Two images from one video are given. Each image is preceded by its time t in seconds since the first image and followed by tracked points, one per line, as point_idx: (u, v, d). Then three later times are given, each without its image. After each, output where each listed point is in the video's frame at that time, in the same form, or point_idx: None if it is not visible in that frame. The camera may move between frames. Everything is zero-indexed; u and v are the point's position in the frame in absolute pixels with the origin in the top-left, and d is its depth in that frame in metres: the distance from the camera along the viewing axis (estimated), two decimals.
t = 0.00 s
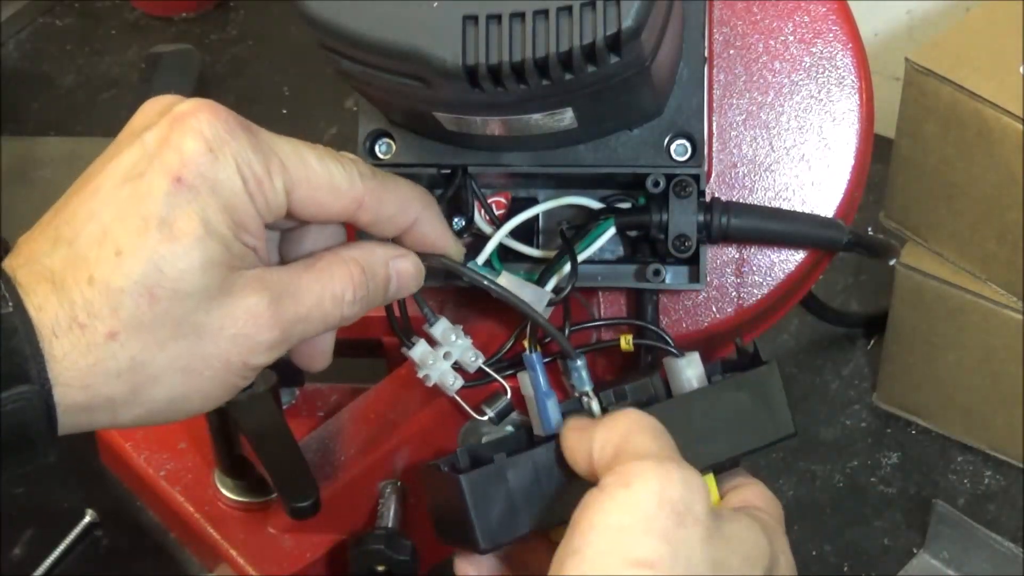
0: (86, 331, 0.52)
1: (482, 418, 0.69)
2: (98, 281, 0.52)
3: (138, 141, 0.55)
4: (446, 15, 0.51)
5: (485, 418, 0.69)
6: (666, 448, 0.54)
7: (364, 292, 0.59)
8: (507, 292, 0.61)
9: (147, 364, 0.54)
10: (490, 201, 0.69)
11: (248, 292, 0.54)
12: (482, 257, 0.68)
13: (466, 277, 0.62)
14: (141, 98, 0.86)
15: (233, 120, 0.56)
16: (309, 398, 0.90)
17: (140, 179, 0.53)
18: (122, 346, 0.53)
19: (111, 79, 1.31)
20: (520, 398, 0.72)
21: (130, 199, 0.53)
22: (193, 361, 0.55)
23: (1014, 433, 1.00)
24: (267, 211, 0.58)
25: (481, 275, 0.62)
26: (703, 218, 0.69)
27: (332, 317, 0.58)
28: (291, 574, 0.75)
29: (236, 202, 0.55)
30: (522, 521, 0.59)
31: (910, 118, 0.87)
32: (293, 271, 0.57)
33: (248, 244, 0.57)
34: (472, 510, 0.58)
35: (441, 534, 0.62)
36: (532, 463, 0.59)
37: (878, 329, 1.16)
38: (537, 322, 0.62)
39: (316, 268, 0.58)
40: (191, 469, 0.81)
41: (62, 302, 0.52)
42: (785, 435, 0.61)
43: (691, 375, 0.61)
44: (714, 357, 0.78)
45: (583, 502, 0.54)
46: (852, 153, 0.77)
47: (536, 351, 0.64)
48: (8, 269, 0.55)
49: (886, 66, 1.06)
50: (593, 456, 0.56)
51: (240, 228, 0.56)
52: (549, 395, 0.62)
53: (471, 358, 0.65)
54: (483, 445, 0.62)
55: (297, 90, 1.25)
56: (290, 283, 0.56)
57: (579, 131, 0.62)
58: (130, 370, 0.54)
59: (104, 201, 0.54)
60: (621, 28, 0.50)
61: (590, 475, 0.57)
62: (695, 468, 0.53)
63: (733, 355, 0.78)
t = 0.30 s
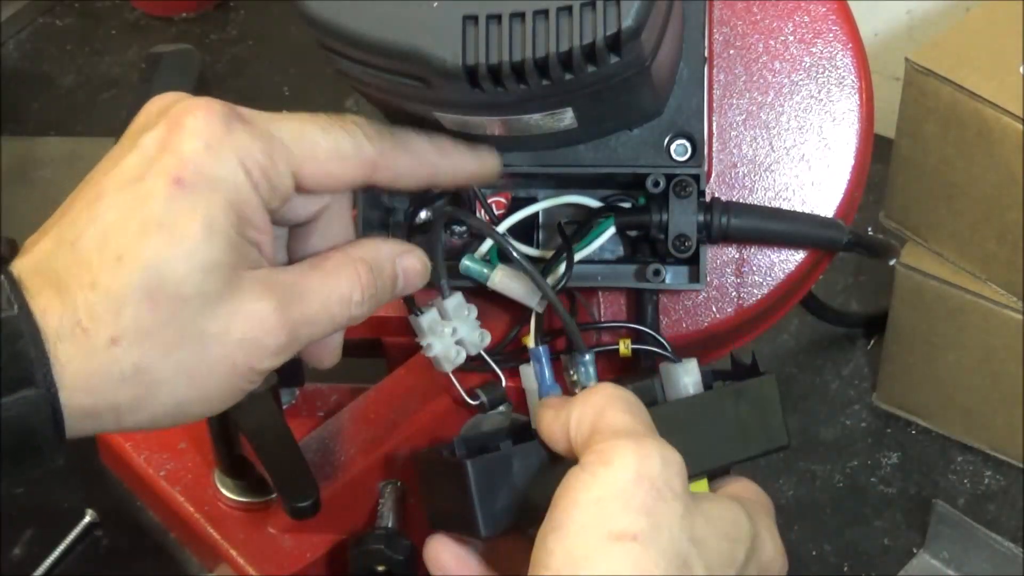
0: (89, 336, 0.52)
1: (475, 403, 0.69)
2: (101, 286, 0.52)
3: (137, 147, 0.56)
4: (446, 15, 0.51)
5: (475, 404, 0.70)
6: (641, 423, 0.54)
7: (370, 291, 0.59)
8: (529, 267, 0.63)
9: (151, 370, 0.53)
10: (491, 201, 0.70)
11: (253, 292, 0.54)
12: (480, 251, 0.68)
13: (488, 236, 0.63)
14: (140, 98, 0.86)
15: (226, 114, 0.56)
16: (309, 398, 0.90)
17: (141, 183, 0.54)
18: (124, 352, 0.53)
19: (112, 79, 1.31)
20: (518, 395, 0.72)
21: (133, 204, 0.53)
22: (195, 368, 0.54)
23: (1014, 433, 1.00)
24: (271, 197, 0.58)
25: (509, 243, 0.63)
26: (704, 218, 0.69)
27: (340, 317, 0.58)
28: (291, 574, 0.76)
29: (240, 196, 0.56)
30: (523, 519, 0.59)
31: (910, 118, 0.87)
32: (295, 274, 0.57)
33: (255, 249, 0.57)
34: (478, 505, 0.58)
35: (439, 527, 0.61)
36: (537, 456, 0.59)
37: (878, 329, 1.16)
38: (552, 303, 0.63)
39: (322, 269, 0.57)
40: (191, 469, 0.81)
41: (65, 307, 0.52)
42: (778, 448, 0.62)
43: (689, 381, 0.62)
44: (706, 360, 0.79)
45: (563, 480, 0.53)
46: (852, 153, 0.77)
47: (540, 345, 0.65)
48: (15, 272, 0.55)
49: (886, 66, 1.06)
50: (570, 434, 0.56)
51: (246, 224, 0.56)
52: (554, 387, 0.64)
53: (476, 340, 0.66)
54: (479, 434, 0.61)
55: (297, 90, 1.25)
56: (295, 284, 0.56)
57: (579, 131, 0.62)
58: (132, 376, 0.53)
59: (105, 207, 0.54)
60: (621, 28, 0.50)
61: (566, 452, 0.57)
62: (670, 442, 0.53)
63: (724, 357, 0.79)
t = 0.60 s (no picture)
0: (105, 445, 0.51)
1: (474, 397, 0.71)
2: (125, 397, 0.51)
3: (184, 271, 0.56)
4: (446, 15, 0.51)
5: (474, 398, 0.71)
6: (677, 445, 0.54)
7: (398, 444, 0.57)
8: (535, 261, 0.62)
9: (156, 488, 0.52)
10: (490, 201, 0.69)
11: (265, 436, 0.53)
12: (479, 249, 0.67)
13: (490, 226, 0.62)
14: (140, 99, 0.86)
15: (276, 250, 0.57)
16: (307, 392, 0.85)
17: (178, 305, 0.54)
18: (133, 464, 0.51)
19: (111, 79, 1.31)
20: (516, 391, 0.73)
21: (167, 326, 0.53)
22: (200, 496, 0.53)
23: (1014, 434, 0.99)
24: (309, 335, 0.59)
25: (512, 234, 0.62)
26: (704, 218, 0.68)
27: (362, 465, 0.56)
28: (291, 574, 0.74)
29: (275, 326, 0.55)
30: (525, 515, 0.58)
31: (910, 117, 0.87)
32: (329, 423, 0.56)
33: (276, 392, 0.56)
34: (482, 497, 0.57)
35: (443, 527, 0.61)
36: (539, 448, 0.59)
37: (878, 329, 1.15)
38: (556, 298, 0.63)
39: (352, 416, 0.57)
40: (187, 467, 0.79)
41: (88, 415, 0.51)
42: (776, 445, 0.63)
43: (685, 378, 0.62)
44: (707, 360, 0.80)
45: (589, 494, 0.53)
46: (852, 153, 0.77)
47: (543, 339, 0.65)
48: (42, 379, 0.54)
49: (885, 66, 1.06)
50: (603, 445, 0.55)
51: (274, 359, 0.56)
52: (554, 381, 0.63)
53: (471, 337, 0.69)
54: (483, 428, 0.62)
55: (297, 90, 1.25)
56: (313, 431, 0.55)
57: (579, 131, 0.62)
58: (137, 489, 0.52)
59: (145, 324, 0.53)
60: (621, 28, 0.50)
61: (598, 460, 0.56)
62: (702, 467, 0.53)
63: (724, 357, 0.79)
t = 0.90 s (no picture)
0: (107, 431, 0.51)
1: (469, 396, 0.71)
2: (132, 384, 0.51)
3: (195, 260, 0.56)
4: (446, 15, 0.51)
5: (469, 398, 0.71)
6: (680, 452, 0.54)
7: (407, 488, 0.53)
8: (531, 265, 0.62)
9: (150, 487, 0.51)
10: (490, 201, 0.70)
11: (270, 431, 0.52)
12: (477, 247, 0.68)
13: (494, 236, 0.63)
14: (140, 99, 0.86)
15: (287, 236, 0.57)
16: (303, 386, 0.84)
17: (188, 293, 0.54)
18: (135, 448, 0.51)
19: (111, 79, 1.31)
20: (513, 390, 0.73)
21: (177, 313, 0.53)
22: (197, 489, 0.51)
23: (1015, 434, 0.99)
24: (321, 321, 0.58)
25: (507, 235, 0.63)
26: (704, 218, 0.68)
27: (360, 499, 0.53)
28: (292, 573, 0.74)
29: (286, 311, 0.55)
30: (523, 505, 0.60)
31: (910, 117, 0.87)
32: (335, 438, 0.53)
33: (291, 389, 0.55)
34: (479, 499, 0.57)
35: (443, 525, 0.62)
36: (534, 447, 0.61)
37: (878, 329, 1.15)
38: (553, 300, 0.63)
39: (370, 445, 0.53)
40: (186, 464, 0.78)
41: (93, 400, 0.51)
42: (776, 438, 0.63)
43: (682, 373, 0.64)
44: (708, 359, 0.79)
45: (595, 506, 0.53)
46: (852, 153, 0.77)
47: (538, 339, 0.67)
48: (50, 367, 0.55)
49: (885, 66, 1.06)
50: (603, 458, 0.56)
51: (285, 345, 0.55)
52: (549, 379, 0.65)
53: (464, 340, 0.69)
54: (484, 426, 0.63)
55: (297, 91, 1.25)
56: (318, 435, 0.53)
57: (579, 131, 0.62)
58: (137, 477, 0.51)
59: (153, 312, 0.54)
60: (621, 28, 0.50)
61: (595, 472, 0.57)
62: (708, 473, 0.53)
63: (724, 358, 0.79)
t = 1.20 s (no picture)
0: (121, 423, 0.50)
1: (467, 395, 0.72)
2: (146, 376, 0.51)
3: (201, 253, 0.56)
4: (447, 15, 0.51)
5: (467, 397, 0.72)
6: (675, 449, 0.54)
7: (415, 479, 0.55)
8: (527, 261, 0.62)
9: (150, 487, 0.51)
10: (490, 201, 0.70)
11: (287, 419, 0.52)
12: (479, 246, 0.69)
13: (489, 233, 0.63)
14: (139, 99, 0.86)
15: (294, 226, 0.57)
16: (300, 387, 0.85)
17: (198, 284, 0.53)
18: (151, 440, 0.50)
19: (111, 79, 1.31)
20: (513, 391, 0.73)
21: (188, 305, 0.53)
22: (219, 480, 0.51)
23: (1015, 434, 0.99)
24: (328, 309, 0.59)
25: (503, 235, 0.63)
26: (704, 218, 0.68)
27: (371, 490, 0.54)
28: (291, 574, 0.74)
29: (297, 299, 0.55)
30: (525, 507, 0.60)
31: (910, 117, 0.86)
32: (349, 430, 0.54)
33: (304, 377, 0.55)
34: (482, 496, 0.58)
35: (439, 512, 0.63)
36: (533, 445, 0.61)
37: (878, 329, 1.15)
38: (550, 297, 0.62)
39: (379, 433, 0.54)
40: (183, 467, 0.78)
41: (104, 394, 0.50)
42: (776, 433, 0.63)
43: (682, 368, 0.64)
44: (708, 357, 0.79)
45: (591, 502, 0.53)
46: (852, 153, 0.77)
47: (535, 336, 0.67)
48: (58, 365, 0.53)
49: (885, 66, 1.06)
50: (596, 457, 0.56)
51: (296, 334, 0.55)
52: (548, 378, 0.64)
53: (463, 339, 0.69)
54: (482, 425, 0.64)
55: (297, 91, 1.25)
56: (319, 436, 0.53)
57: (579, 131, 0.62)
58: (155, 469, 0.50)
59: (164, 305, 0.53)
60: (621, 28, 0.50)
61: (590, 472, 0.58)
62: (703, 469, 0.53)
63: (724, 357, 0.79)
